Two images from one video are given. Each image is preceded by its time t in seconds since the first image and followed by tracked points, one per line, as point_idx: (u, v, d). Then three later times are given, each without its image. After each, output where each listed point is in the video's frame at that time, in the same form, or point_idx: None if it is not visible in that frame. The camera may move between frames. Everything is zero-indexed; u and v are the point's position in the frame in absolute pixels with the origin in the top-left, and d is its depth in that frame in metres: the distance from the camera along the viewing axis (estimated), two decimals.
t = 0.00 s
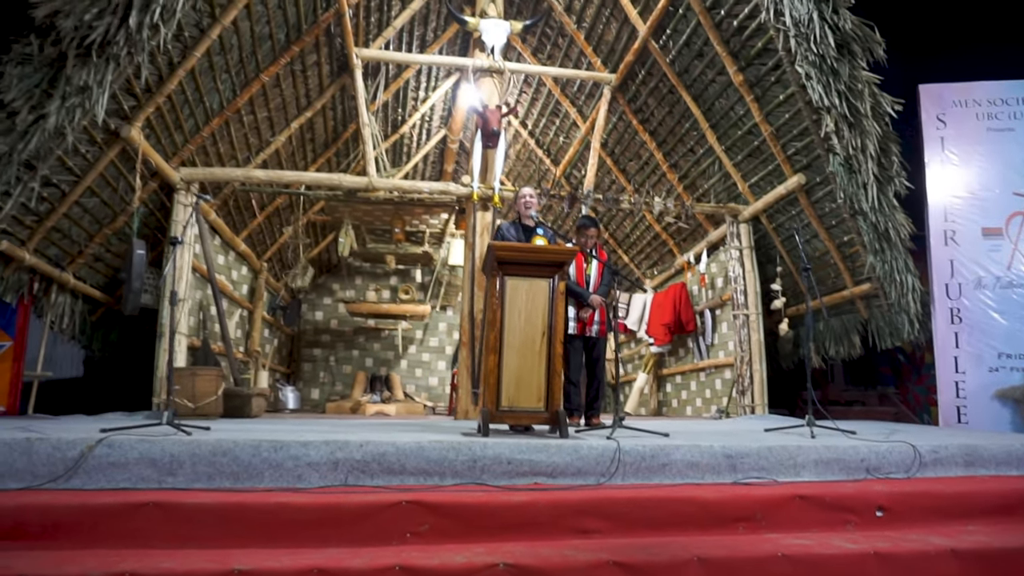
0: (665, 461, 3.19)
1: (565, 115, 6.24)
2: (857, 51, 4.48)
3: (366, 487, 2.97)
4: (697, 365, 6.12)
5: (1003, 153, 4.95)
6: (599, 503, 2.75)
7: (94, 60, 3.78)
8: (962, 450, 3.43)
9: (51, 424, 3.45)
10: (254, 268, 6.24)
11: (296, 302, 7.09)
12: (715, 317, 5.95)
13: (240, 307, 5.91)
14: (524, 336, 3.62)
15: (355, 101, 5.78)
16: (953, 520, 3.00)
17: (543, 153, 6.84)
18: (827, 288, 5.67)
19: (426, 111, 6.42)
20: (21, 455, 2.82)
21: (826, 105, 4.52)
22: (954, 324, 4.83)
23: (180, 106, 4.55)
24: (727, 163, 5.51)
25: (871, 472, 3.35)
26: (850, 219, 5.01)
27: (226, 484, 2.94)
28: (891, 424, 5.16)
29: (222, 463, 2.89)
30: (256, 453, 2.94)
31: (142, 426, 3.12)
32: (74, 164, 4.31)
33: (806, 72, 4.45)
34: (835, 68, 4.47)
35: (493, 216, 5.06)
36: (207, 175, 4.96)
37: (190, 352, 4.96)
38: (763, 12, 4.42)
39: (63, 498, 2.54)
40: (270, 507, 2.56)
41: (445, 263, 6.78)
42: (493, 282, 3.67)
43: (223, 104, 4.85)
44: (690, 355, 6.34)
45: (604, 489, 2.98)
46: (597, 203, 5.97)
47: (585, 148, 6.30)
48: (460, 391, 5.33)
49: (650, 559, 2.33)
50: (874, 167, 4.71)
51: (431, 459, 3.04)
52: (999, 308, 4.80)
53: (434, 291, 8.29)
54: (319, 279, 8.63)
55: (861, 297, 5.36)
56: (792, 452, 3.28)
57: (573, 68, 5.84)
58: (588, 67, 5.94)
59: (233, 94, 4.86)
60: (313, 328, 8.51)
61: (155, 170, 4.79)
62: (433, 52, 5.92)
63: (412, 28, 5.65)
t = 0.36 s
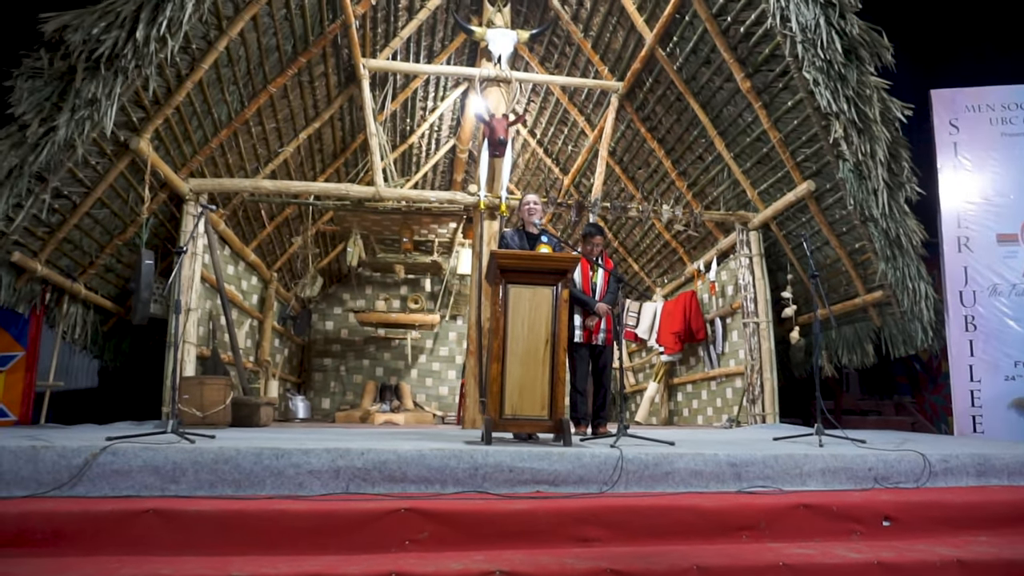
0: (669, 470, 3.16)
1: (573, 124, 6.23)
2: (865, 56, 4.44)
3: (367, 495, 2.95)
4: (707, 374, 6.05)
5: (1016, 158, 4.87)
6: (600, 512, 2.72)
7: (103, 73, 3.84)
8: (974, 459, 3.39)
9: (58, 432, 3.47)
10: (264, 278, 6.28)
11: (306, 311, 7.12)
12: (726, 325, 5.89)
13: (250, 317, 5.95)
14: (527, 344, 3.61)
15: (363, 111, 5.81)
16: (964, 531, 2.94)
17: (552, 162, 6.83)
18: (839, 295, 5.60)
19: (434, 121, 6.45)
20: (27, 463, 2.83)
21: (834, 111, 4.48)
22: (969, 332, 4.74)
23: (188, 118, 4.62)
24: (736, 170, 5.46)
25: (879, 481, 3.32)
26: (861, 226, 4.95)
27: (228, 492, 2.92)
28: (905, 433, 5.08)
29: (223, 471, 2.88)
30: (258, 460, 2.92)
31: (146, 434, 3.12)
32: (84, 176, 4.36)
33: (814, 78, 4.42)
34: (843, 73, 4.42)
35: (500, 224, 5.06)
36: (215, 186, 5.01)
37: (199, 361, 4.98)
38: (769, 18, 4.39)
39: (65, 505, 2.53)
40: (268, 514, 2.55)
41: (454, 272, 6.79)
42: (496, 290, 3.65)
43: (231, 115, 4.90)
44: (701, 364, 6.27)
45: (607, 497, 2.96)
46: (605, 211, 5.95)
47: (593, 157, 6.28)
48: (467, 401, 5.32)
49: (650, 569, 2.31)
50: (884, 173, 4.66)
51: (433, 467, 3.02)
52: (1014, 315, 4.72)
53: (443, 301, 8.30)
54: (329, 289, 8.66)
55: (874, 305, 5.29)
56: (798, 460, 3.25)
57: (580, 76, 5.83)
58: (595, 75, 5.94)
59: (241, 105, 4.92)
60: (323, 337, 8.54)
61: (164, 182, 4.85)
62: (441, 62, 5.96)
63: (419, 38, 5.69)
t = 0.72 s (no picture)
0: (669, 476, 3.13)
1: (579, 130, 6.22)
2: (870, 58, 4.39)
3: (364, 501, 2.94)
4: (716, 381, 6.00)
5: None
6: (596, 518, 2.68)
7: (108, 83, 3.88)
8: (981, 466, 3.34)
9: (61, 438, 3.48)
10: (271, 286, 6.30)
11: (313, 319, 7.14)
12: (734, 331, 5.84)
13: (257, 324, 5.98)
14: (527, 350, 3.59)
15: (368, 119, 5.84)
16: (971, 539, 2.88)
17: (558, 168, 6.81)
18: (848, 300, 5.53)
19: (440, 129, 6.47)
20: (27, 468, 2.84)
21: (840, 115, 4.43)
22: (980, 338, 4.66)
23: (193, 126, 4.66)
24: (742, 175, 5.42)
25: (884, 489, 3.27)
26: (869, 231, 4.89)
27: (226, 498, 2.92)
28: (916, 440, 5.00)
29: (220, 477, 2.87)
30: (255, 466, 2.92)
31: (146, 440, 3.12)
32: (91, 185, 4.41)
33: (818, 81, 4.38)
34: (848, 76, 4.38)
35: (504, 230, 5.05)
36: (221, 195, 5.05)
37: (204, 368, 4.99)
38: (773, 21, 4.36)
39: (60, 511, 2.53)
40: (261, 520, 2.54)
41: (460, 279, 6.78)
42: (496, 295, 3.64)
43: (236, 124, 4.95)
44: (709, 371, 6.21)
45: (605, 504, 2.92)
46: (610, 217, 5.93)
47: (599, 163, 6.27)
48: (472, 408, 5.30)
49: None
50: (891, 176, 4.60)
51: (430, 473, 3.00)
52: None
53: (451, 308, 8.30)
54: (337, 297, 8.68)
55: (883, 310, 5.21)
56: (801, 467, 3.21)
57: (585, 82, 5.82)
58: (600, 81, 5.93)
59: (246, 114, 4.96)
60: (331, 345, 8.57)
61: (170, 190, 4.89)
62: (445, 70, 5.98)
63: (424, 46, 5.71)
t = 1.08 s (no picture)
0: (667, 481, 3.10)
1: (584, 134, 6.20)
2: (875, 57, 4.33)
3: (358, 505, 2.93)
4: (723, 385, 5.94)
5: None
6: (589, 523, 2.65)
7: (110, 90, 3.93)
8: (987, 471, 3.27)
9: (61, 442, 3.52)
10: (278, 291, 6.33)
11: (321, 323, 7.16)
12: (741, 335, 5.78)
13: (263, 329, 6.01)
14: (525, 353, 3.57)
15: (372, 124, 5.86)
16: (975, 545, 2.82)
17: (564, 172, 6.77)
18: (857, 303, 5.45)
19: (445, 133, 6.48)
20: (22, 472, 2.87)
21: (845, 115, 4.38)
22: (991, 340, 4.57)
23: (197, 132, 4.70)
24: (748, 177, 5.37)
25: (888, 494, 3.21)
26: (877, 232, 4.82)
27: (220, 501, 2.92)
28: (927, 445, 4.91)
29: (214, 480, 2.88)
30: (249, 469, 2.93)
31: (143, 443, 3.14)
32: (96, 192, 4.46)
33: (823, 81, 4.33)
34: (853, 75, 4.32)
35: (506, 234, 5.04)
36: (225, 201, 5.09)
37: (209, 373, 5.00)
38: (776, 21, 4.32)
39: (51, 513, 2.54)
40: (251, 523, 2.53)
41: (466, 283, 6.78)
42: (494, 299, 3.63)
43: (240, 130, 4.99)
44: (717, 375, 6.15)
45: (600, 509, 2.89)
46: (615, 221, 5.89)
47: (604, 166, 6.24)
48: (476, 412, 5.29)
49: None
50: (898, 177, 4.54)
51: (424, 477, 2.99)
52: None
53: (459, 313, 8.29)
54: (345, 302, 8.71)
55: (892, 313, 5.14)
56: (803, 471, 3.17)
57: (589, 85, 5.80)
58: (605, 84, 5.91)
59: (249, 120, 5.00)
60: (339, 349, 8.59)
61: (175, 197, 4.93)
62: (449, 74, 6.00)
63: (428, 50, 5.73)
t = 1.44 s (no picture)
0: (667, 485, 3.06)
1: (592, 135, 6.16)
2: (882, 54, 4.26)
3: (354, 509, 2.94)
4: (734, 387, 5.88)
5: None
6: (582, 529, 2.63)
7: (115, 96, 3.97)
8: (997, 476, 3.20)
9: (65, 445, 3.56)
10: (288, 294, 6.37)
11: (331, 326, 7.19)
12: (752, 336, 5.71)
13: (273, 332, 6.04)
14: (526, 356, 3.55)
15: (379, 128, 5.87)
16: (982, 553, 2.75)
17: (573, 173, 6.72)
18: (869, 304, 5.37)
19: (453, 135, 6.48)
20: (22, 474, 2.91)
21: (852, 112, 4.31)
22: (1006, 341, 4.42)
23: (205, 137, 4.74)
24: (756, 177, 5.31)
25: (895, 499, 3.14)
26: (888, 231, 4.75)
27: (217, 505, 2.95)
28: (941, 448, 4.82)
29: (210, 484, 2.91)
30: (245, 473, 2.95)
31: (142, 447, 3.18)
32: (105, 197, 4.52)
33: (830, 79, 4.27)
34: (860, 72, 4.26)
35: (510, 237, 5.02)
36: (234, 205, 5.13)
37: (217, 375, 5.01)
38: (782, 19, 4.27)
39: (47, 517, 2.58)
40: (243, 528, 2.54)
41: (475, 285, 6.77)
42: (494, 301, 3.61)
43: (247, 134, 5.02)
44: (728, 376, 6.08)
45: (596, 514, 2.87)
46: (622, 222, 5.85)
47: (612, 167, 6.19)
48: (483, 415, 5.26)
49: None
50: (908, 175, 4.45)
51: (421, 481, 2.99)
52: None
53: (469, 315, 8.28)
54: (355, 304, 8.73)
55: (905, 313, 5.05)
56: (807, 476, 3.10)
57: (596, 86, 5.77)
58: (612, 84, 5.87)
59: (256, 124, 5.02)
60: (350, 352, 8.62)
61: (184, 201, 4.98)
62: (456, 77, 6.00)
63: (434, 53, 5.72)
